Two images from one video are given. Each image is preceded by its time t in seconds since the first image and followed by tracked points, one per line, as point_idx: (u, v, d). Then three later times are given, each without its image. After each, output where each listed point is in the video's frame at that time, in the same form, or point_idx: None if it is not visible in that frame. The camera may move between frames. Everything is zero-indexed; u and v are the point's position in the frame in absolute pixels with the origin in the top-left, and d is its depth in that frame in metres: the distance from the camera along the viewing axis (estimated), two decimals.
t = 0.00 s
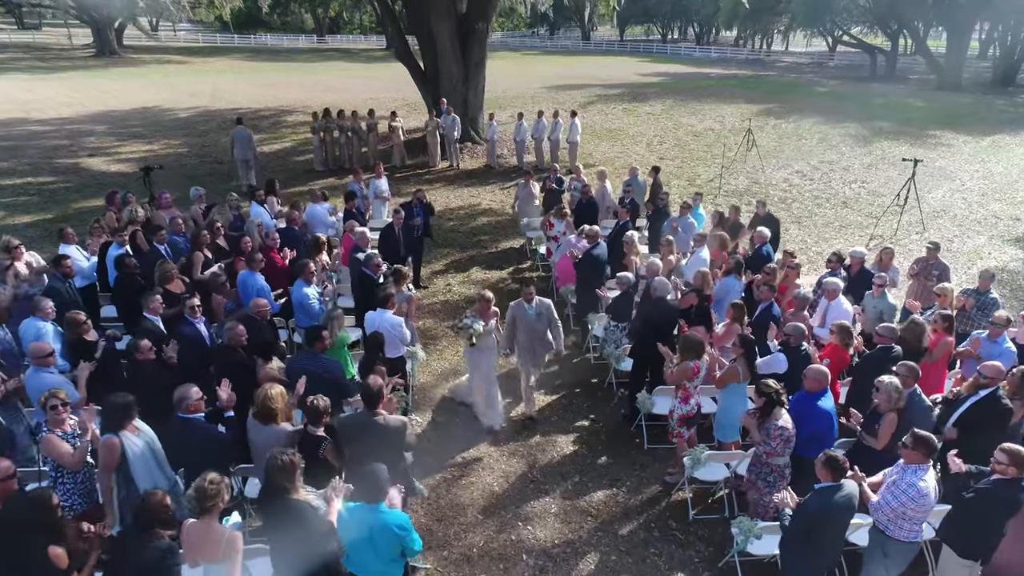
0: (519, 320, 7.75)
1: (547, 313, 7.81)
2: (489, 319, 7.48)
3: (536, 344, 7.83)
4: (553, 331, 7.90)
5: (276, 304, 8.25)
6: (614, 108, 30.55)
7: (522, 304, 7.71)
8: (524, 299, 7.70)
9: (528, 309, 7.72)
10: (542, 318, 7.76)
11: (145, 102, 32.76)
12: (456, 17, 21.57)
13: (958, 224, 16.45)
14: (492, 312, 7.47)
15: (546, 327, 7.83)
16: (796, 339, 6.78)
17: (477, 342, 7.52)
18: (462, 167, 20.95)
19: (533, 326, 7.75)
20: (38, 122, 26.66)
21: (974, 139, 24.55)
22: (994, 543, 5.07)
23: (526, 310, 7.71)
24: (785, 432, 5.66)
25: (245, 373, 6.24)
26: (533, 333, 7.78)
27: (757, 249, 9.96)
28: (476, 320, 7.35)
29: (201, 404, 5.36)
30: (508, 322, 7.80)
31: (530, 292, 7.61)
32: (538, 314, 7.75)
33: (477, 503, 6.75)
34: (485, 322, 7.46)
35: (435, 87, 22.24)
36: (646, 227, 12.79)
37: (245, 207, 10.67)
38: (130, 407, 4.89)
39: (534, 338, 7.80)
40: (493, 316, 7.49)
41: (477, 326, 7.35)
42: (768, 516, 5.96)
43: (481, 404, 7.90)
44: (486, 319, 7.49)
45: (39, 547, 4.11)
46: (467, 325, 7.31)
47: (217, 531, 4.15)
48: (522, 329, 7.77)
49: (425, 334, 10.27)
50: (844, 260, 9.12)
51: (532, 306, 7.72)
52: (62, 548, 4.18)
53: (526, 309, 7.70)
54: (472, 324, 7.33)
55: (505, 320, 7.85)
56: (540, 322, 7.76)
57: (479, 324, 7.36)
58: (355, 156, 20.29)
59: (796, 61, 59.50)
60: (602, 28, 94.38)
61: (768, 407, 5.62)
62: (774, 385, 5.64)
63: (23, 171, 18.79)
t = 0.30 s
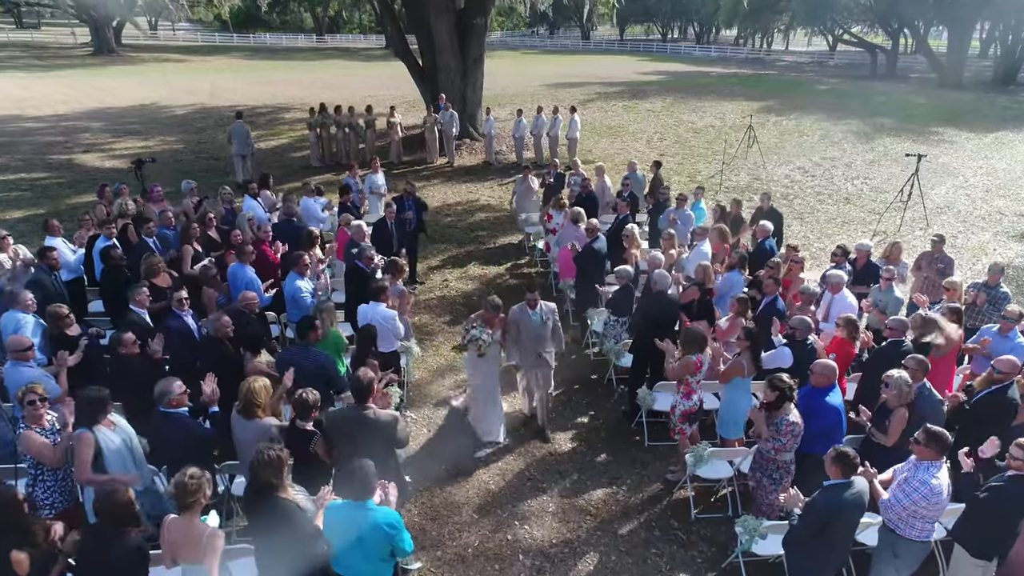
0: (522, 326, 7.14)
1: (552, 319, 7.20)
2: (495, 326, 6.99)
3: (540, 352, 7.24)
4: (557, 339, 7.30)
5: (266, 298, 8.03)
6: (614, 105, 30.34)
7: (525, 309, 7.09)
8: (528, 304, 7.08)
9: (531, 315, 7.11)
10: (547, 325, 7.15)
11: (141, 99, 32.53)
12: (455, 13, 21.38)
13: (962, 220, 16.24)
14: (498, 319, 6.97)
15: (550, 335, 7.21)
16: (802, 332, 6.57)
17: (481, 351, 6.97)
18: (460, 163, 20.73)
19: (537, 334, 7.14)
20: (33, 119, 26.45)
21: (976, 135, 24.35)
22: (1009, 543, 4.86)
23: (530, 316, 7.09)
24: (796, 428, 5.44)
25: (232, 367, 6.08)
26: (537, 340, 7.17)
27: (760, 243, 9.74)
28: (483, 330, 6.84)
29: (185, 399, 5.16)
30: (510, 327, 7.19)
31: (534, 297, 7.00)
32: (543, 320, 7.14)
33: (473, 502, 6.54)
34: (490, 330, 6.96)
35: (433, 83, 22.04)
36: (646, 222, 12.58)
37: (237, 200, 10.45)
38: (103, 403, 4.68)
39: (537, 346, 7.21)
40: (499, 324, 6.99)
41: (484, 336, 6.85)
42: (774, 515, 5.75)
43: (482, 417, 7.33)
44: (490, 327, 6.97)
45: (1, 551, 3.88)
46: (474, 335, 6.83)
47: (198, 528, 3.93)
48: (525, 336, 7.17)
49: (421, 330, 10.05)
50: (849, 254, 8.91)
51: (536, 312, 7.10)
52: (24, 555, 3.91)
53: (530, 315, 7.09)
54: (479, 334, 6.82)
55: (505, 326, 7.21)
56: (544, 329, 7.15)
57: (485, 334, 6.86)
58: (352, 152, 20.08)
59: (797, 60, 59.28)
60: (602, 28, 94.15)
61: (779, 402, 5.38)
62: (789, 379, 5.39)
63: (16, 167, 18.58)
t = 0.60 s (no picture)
0: (530, 336, 6.62)
1: (561, 329, 6.71)
2: (496, 336, 6.43)
3: (547, 364, 6.70)
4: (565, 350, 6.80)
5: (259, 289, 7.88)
6: (614, 102, 30.18)
7: (533, 317, 6.59)
8: (536, 312, 6.59)
9: (539, 324, 6.60)
10: (556, 335, 6.65)
11: (139, 97, 32.36)
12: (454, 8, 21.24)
13: (965, 215, 16.10)
14: (502, 330, 6.45)
15: (558, 346, 6.71)
16: (806, 322, 6.43)
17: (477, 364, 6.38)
18: (459, 159, 20.58)
19: (544, 344, 6.63)
20: (30, 115, 26.30)
21: (978, 132, 24.20)
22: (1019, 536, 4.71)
23: (538, 325, 6.59)
24: (804, 419, 5.28)
25: (221, 358, 5.94)
26: (544, 351, 6.66)
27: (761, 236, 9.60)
28: (479, 340, 6.19)
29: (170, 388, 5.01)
30: (516, 337, 6.65)
31: (544, 306, 6.49)
32: (551, 330, 6.64)
33: (466, 496, 6.38)
34: (491, 340, 6.39)
35: (431, 78, 21.91)
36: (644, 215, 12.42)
37: (231, 192, 10.29)
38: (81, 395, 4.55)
39: (545, 358, 6.68)
40: (503, 334, 6.45)
41: (479, 347, 6.20)
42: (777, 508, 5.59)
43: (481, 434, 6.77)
44: (492, 336, 6.40)
45: None
46: (467, 344, 6.18)
47: (180, 521, 3.78)
48: (532, 347, 6.65)
49: (417, 323, 9.89)
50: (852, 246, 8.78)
51: (544, 320, 6.60)
52: None
53: (538, 324, 6.58)
54: (474, 344, 6.17)
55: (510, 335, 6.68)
56: (553, 339, 6.65)
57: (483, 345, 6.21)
58: (349, 148, 19.92)
59: (797, 59, 59.14)
60: (602, 28, 93.92)
61: (788, 392, 5.22)
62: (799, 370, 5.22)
63: (10, 162, 18.43)
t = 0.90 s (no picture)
0: (534, 343, 6.10)
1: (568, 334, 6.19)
2: (499, 334, 6.24)
3: (555, 373, 6.17)
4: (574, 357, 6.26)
5: (256, 278, 7.79)
6: (613, 99, 30.07)
7: (537, 322, 6.09)
8: (540, 317, 6.07)
9: (544, 329, 6.09)
10: (563, 341, 6.13)
11: (137, 94, 32.25)
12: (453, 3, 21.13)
13: (967, 210, 16.00)
14: (504, 328, 6.21)
15: (567, 353, 6.18)
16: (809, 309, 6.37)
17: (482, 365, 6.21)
18: (458, 154, 20.49)
19: (551, 351, 6.10)
20: (28, 112, 26.20)
21: (979, 127, 24.11)
22: None
23: (543, 330, 6.08)
24: (807, 405, 5.21)
25: (213, 343, 5.85)
26: (550, 359, 6.12)
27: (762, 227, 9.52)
28: (482, 342, 5.99)
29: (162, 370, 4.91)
30: (520, 343, 6.15)
31: (547, 308, 5.98)
32: (557, 335, 6.12)
33: (463, 486, 6.28)
34: (494, 338, 6.20)
35: (430, 73, 21.82)
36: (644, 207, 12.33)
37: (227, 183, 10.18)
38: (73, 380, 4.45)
39: (553, 366, 6.14)
40: (505, 332, 6.23)
41: (483, 349, 6.01)
42: (779, 496, 5.50)
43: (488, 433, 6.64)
44: (493, 333, 6.23)
45: None
46: (469, 346, 5.99)
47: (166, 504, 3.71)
48: (537, 354, 6.12)
49: (414, 315, 9.80)
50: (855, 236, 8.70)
51: (549, 324, 6.09)
52: None
53: (542, 329, 6.07)
54: (476, 346, 5.99)
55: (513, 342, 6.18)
56: (560, 345, 6.12)
57: (485, 345, 6.01)
58: (347, 143, 19.82)
59: (797, 57, 59.01)
60: (602, 26, 93.59)
61: (793, 378, 5.14)
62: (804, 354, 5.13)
63: (7, 157, 18.34)
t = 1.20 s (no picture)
0: (540, 347, 5.76)
1: (573, 335, 5.86)
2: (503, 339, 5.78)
3: (560, 377, 5.88)
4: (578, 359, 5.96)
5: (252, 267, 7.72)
6: (613, 96, 30.00)
7: (541, 323, 5.74)
8: (544, 317, 5.74)
9: (549, 331, 5.76)
10: (568, 343, 5.81)
11: (136, 91, 32.16)
12: None
13: (968, 204, 15.94)
14: (509, 331, 5.77)
15: (571, 355, 5.88)
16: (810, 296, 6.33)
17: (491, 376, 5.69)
18: (457, 150, 20.42)
19: (557, 354, 5.78)
20: (26, 109, 26.13)
21: (980, 124, 24.04)
22: None
23: (549, 333, 5.74)
24: (807, 389, 5.16)
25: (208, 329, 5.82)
26: (555, 361, 5.81)
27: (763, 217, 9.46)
28: (494, 349, 5.47)
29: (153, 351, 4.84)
30: (524, 348, 5.79)
31: (552, 307, 5.66)
32: (563, 337, 5.80)
33: (461, 475, 6.20)
34: (500, 343, 5.74)
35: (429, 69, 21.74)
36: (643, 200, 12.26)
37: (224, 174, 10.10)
38: (67, 358, 4.43)
39: (557, 370, 5.85)
40: (510, 336, 5.77)
41: (496, 357, 5.49)
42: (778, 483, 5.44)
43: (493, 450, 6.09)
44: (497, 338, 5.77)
45: None
46: (481, 354, 5.46)
47: (153, 482, 3.66)
48: (543, 358, 5.80)
49: (412, 307, 9.73)
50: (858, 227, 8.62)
51: (554, 326, 5.76)
52: None
53: (548, 331, 5.73)
54: (489, 354, 5.46)
55: (517, 348, 5.79)
56: (565, 347, 5.80)
57: (496, 353, 5.50)
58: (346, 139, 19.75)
59: (797, 56, 58.95)
60: (602, 25, 93.49)
61: (795, 362, 5.08)
62: (805, 338, 5.07)
63: (4, 153, 18.27)
